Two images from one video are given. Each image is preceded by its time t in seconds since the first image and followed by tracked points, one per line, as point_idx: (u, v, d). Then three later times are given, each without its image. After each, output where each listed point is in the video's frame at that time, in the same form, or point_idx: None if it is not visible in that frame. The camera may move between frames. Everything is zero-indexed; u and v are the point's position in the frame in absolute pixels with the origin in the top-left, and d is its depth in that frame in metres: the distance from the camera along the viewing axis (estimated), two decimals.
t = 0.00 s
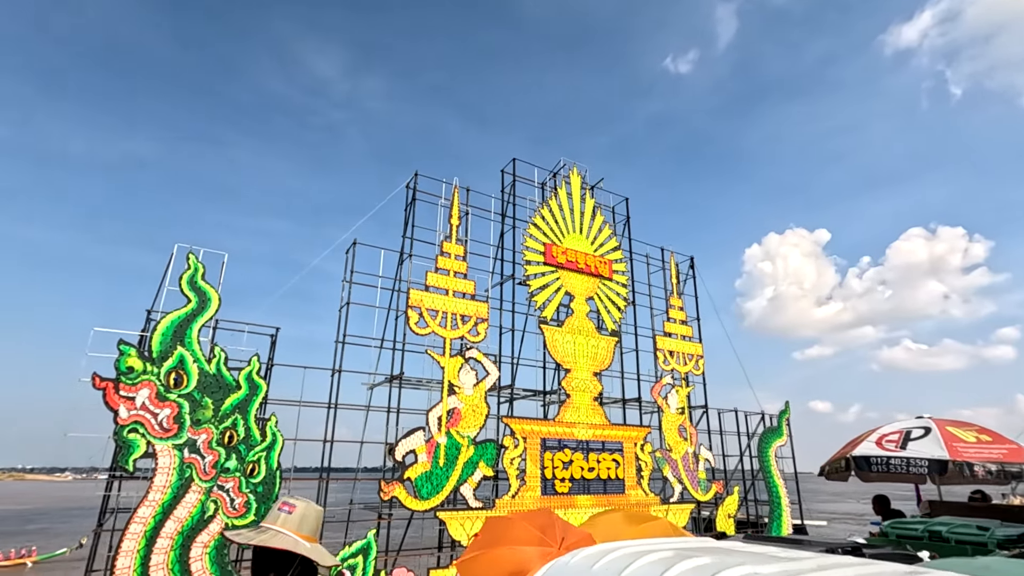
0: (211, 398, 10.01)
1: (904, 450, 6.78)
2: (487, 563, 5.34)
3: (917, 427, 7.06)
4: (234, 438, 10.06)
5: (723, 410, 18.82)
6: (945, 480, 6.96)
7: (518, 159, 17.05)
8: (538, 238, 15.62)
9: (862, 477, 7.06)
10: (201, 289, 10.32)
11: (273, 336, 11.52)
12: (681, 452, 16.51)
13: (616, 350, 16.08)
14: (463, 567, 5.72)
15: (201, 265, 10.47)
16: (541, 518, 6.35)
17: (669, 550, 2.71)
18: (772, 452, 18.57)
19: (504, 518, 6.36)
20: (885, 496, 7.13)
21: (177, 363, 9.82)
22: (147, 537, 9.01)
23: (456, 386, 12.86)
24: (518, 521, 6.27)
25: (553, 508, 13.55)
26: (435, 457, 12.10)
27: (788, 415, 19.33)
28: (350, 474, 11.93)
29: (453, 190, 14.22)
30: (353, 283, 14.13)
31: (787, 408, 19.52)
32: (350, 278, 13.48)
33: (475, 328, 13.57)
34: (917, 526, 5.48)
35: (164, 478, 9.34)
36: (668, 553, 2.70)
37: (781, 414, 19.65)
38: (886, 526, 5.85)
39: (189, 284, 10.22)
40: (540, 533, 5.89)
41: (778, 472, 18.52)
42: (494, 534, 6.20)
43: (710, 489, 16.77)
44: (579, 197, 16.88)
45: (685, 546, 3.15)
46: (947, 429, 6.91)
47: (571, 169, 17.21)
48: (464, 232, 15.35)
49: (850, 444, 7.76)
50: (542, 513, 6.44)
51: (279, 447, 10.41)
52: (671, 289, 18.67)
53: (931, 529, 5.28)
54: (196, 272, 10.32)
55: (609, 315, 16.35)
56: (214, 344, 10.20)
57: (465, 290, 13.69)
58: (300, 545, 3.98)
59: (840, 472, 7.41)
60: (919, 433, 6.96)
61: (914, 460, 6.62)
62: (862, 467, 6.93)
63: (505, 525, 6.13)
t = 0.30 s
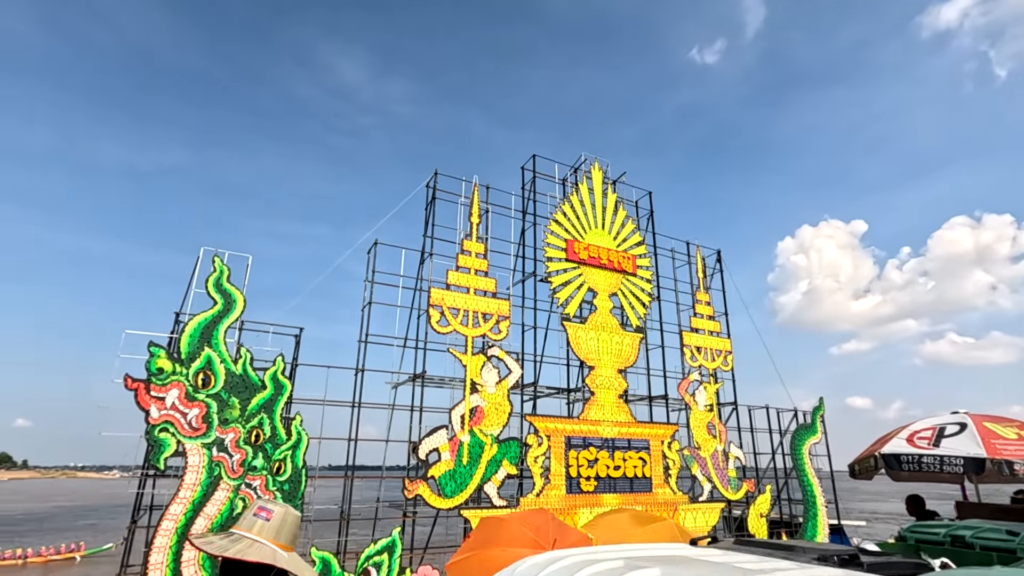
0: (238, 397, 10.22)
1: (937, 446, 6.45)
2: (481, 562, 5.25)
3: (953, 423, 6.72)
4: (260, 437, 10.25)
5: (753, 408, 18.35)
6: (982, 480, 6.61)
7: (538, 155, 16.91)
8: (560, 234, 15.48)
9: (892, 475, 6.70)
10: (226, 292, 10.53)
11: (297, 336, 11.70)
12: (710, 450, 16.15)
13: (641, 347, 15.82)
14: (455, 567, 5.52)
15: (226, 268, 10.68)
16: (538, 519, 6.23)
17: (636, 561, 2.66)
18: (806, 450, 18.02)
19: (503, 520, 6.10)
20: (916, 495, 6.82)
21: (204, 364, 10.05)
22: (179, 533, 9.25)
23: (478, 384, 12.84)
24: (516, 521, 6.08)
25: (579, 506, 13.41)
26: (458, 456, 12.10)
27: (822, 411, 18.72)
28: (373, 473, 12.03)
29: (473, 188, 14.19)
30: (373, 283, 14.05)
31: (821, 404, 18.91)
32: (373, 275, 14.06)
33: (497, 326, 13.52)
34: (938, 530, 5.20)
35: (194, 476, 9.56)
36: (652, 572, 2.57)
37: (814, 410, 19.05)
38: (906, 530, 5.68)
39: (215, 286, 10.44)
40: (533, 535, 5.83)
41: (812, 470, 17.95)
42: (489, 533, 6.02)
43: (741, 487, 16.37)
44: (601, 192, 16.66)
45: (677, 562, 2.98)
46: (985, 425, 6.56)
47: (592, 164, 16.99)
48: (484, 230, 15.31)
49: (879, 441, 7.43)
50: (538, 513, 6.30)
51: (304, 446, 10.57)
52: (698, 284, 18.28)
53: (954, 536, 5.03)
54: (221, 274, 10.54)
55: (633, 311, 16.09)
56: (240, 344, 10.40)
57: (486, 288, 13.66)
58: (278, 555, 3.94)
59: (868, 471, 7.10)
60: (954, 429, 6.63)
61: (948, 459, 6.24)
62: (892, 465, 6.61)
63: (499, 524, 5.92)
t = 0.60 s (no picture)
0: (267, 397, 10.42)
1: (980, 447, 6.13)
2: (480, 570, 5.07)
3: (997, 421, 6.37)
4: (290, 436, 10.43)
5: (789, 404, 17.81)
6: None
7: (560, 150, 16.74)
8: (584, 229, 15.29)
9: (934, 477, 6.31)
10: (255, 294, 10.75)
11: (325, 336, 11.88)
12: (743, 448, 15.74)
13: (670, 342, 15.51)
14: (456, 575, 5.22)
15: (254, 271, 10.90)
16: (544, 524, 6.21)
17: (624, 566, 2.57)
18: (845, 447, 17.38)
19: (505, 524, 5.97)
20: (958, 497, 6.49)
21: (235, 365, 10.29)
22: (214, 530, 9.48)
23: (504, 382, 12.80)
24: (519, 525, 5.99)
25: (608, 505, 13.23)
26: (485, 454, 12.09)
27: (862, 407, 18.04)
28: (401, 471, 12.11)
29: (495, 185, 14.13)
30: (399, 283, 14.34)
31: (861, 400, 18.23)
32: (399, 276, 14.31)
33: (522, 323, 13.45)
34: (972, 542, 4.95)
35: (227, 474, 9.79)
36: None
37: (853, 406, 18.38)
38: (942, 541, 5.39)
39: (244, 289, 10.67)
40: (536, 544, 5.69)
41: (853, 468, 17.31)
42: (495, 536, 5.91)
43: (776, 486, 15.91)
44: (625, 186, 16.39)
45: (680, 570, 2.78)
46: None
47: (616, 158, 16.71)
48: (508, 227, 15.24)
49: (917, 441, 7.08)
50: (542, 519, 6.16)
51: (333, 445, 10.71)
52: (728, 278, 17.83)
53: (988, 550, 4.75)
54: (250, 277, 10.77)
55: (661, 306, 15.79)
56: (269, 346, 10.62)
57: (510, 286, 13.59)
58: (239, 569, 4.35)
59: (906, 472, 6.76)
60: (999, 428, 6.29)
61: (993, 461, 5.92)
62: (932, 467, 6.25)
63: (503, 528, 5.82)
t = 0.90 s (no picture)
0: (299, 395, 10.60)
1: None
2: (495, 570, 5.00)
3: None
4: (322, 433, 10.58)
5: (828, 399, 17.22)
6: None
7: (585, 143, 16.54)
8: (611, 223, 15.06)
9: (985, 473, 5.96)
10: (285, 293, 10.94)
11: (354, 334, 12.02)
12: (780, 444, 15.29)
13: (701, 336, 15.16)
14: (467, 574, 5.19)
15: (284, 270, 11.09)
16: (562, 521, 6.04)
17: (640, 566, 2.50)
18: (889, 443, 16.71)
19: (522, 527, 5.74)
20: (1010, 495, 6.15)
21: (267, 363, 10.50)
22: (250, 525, 9.70)
23: (532, 378, 12.71)
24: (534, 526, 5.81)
25: (640, 502, 13.02)
26: (514, 450, 12.04)
27: (907, 402, 17.30)
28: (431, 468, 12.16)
29: (520, 180, 14.05)
30: (425, 280, 13.81)
31: (905, 394, 17.49)
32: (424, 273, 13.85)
33: (549, 319, 13.34)
34: None
35: (261, 470, 10.00)
36: None
37: (897, 401, 17.65)
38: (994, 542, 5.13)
39: (275, 289, 10.87)
40: (553, 542, 5.57)
41: (897, 465, 16.63)
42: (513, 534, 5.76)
43: (816, 483, 15.40)
44: (653, 177, 16.07)
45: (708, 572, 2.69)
46: None
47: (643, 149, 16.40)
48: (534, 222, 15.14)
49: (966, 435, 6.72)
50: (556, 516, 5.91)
51: (363, 441, 10.82)
52: (761, 269, 17.33)
53: None
54: (280, 277, 10.96)
55: (692, 300, 15.44)
56: (300, 344, 10.80)
57: (537, 281, 13.49)
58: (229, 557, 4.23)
59: (954, 467, 6.40)
60: None
61: None
62: (983, 464, 5.91)
63: (520, 526, 5.69)
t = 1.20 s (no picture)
0: (326, 394, 10.72)
1: None
2: None
3: None
4: (348, 432, 10.69)
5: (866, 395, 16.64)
6: None
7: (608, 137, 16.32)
8: (636, 217, 14.81)
9: None
10: (311, 294, 11.08)
11: (379, 334, 12.11)
12: (815, 441, 14.84)
13: (731, 332, 14.81)
14: None
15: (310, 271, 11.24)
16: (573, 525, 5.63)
17: None
18: (932, 441, 16.06)
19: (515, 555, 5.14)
20: None
21: (295, 363, 10.65)
22: (280, 522, 9.86)
23: (557, 375, 12.61)
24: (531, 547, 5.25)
25: (670, 501, 12.79)
26: (540, 448, 11.96)
27: (951, 397, 16.59)
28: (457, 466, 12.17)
29: (542, 176, 13.94)
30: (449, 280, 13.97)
31: (949, 390, 16.78)
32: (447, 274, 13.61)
33: (574, 316, 13.20)
34: None
35: (290, 469, 10.15)
36: None
37: (940, 397, 16.95)
38: None
39: (301, 289, 11.02)
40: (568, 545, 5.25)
41: (941, 463, 15.97)
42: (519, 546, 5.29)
43: (854, 482, 14.90)
44: (678, 170, 15.75)
45: None
46: None
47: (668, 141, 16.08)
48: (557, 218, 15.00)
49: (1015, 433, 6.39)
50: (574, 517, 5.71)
51: (389, 440, 10.89)
52: (793, 262, 16.83)
53: None
54: (306, 278, 11.10)
55: (720, 294, 15.09)
56: (326, 344, 10.93)
57: (561, 278, 13.37)
58: None
59: (1002, 468, 6.09)
60: None
61: None
62: None
63: (533, 529, 5.40)
